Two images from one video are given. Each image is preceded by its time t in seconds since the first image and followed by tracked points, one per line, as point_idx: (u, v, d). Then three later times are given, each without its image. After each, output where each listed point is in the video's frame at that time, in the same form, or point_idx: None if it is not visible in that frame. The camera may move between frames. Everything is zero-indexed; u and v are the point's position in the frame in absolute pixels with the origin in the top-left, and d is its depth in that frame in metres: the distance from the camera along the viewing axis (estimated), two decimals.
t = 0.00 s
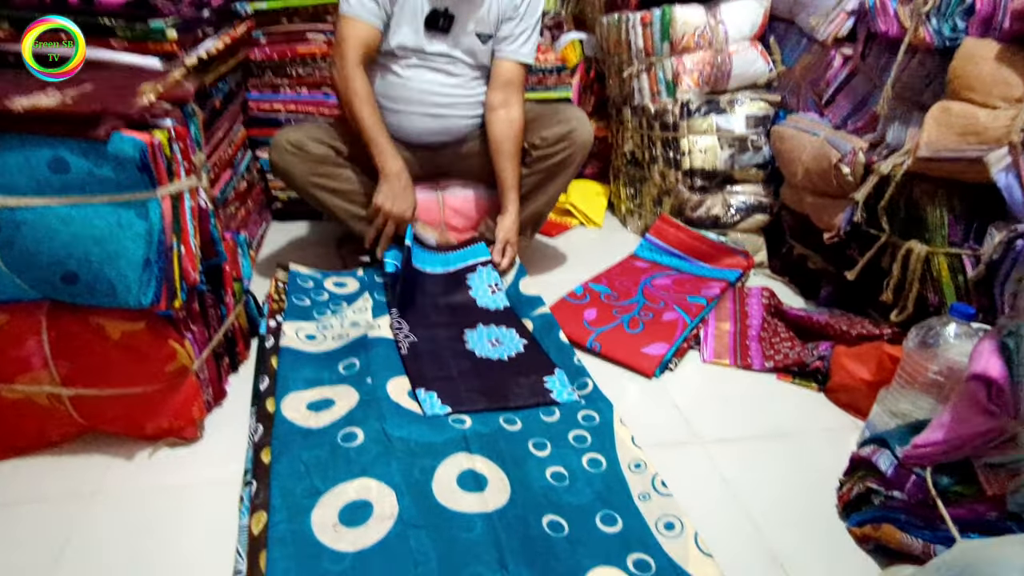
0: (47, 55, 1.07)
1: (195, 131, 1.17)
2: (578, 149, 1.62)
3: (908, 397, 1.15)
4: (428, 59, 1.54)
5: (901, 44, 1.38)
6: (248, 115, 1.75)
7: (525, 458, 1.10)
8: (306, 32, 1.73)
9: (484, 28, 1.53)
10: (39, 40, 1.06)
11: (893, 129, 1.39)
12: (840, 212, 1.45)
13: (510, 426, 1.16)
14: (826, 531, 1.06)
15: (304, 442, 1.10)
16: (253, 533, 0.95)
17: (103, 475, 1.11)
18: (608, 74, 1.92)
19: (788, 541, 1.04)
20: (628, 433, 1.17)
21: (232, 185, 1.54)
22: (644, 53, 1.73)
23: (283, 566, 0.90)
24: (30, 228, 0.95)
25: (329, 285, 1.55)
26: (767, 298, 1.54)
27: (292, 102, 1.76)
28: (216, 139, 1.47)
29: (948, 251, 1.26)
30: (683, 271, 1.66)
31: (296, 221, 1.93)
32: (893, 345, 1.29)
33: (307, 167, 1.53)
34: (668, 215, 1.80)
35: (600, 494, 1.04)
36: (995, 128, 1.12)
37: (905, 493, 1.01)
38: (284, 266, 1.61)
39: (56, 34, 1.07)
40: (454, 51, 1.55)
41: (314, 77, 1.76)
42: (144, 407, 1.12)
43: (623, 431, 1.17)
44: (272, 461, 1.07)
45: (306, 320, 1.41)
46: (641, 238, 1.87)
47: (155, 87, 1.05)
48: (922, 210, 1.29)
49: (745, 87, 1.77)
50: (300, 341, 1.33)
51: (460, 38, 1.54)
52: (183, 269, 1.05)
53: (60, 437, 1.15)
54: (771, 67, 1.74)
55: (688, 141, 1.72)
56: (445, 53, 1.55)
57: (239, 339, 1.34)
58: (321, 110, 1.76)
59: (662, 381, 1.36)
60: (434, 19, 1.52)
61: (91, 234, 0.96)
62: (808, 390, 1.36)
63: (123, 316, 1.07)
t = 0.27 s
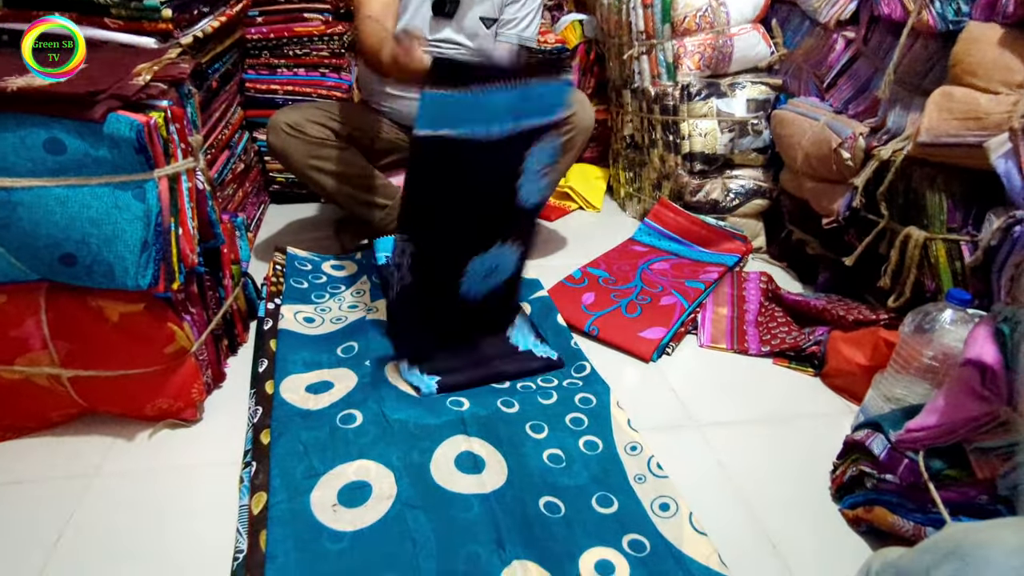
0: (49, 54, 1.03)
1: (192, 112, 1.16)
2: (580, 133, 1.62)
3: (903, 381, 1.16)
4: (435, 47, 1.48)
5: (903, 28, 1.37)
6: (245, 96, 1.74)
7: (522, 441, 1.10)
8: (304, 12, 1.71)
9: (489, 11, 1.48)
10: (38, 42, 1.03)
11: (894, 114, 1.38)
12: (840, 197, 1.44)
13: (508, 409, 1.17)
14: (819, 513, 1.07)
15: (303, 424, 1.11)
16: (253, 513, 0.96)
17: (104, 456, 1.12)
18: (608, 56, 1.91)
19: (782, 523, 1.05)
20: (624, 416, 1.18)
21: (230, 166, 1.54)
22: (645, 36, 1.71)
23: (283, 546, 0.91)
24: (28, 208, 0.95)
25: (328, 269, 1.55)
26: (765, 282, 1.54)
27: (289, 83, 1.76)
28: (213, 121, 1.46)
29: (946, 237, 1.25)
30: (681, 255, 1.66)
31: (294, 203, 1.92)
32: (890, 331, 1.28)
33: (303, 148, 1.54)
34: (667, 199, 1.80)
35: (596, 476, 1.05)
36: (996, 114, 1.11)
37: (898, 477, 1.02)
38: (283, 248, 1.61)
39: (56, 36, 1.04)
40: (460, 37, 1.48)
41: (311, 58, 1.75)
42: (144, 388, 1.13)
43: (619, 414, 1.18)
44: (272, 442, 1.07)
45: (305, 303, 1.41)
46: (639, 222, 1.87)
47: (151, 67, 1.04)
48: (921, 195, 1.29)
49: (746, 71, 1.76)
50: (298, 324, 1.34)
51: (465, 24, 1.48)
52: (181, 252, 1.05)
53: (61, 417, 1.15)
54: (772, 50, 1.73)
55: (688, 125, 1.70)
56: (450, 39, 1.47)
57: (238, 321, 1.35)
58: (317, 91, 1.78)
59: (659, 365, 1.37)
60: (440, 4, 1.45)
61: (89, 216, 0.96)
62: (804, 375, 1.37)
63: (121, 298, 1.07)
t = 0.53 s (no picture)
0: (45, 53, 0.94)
1: (186, 94, 1.15)
2: (578, 117, 1.60)
3: (901, 368, 1.16)
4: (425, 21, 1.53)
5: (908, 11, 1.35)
6: (242, 79, 1.73)
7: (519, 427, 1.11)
8: None
9: None
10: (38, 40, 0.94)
11: (897, 100, 1.37)
12: (841, 183, 1.44)
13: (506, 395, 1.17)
14: (815, 499, 1.08)
15: (300, 408, 1.11)
16: (251, 497, 0.96)
17: (100, 439, 1.12)
18: (609, 39, 1.89)
19: (777, 507, 1.05)
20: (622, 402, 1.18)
21: (226, 149, 1.53)
22: (646, 18, 1.69)
23: (280, 530, 0.91)
24: (19, 191, 0.93)
25: (325, 254, 1.54)
26: (765, 269, 1.53)
27: (286, 65, 1.73)
28: (209, 102, 1.45)
29: (948, 224, 1.24)
30: (680, 241, 1.66)
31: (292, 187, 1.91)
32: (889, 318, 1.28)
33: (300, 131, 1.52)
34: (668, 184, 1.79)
35: (592, 462, 1.05)
36: (1000, 99, 1.10)
37: (893, 463, 1.03)
38: (280, 233, 1.60)
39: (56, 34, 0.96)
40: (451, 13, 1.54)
41: (308, 40, 1.73)
42: (141, 372, 1.12)
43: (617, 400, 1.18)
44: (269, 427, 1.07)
45: (302, 288, 1.40)
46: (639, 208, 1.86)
47: (144, 48, 1.03)
48: (923, 181, 1.28)
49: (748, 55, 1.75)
50: (295, 308, 1.33)
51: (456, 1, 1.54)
52: (177, 235, 1.05)
53: (57, 401, 1.15)
54: (774, 34, 1.71)
55: (689, 110, 1.68)
56: (442, 14, 1.53)
57: (235, 306, 1.34)
58: (315, 74, 1.75)
59: (657, 351, 1.37)
60: None
61: (83, 199, 0.95)
62: (802, 362, 1.37)
63: (117, 282, 1.07)
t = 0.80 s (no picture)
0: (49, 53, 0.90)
1: (187, 69, 1.13)
2: (585, 93, 1.58)
3: (909, 352, 1.15)
4: None
5: None
6: (244, 54, 1.71)
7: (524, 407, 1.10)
8: None
9: None
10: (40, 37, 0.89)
11: (911, 78, 1.34)
12: (851, 164, 1.44)
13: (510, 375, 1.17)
14: (819, 480, 1.07)
15: (305, 387, 1.11)
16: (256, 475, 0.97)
17: (105, 416, 1.12)
18: (620, 15, 1.88)
19: (780, 488, 1.05)
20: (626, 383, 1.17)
21: (229, 126, 1.51)
22: None
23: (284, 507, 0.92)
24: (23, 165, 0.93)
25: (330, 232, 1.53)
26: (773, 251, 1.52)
27: (288, 40, 1.71)
28: (211, 78, 1.43)
29: (960, 206, 1.23)
30: (687, 222, 1.64)
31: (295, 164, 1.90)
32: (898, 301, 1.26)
33: (304, 109, 1.50)
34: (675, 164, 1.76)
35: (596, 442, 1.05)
36: (1018, 78, 1.08)
37: (900, 446, 1.02)
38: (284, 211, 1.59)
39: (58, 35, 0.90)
40: None
41: (311, 14, 1.70)
42: (146, 348, 1.12)
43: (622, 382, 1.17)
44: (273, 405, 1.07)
45: (305, 266, 1.40)
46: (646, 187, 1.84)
47: (144, 20, 1.01)
48: (935, 162, 1.26)
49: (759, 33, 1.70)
50: (299, 287, 1.33)
51: None
52: (180, 211, 1.04)
53: (61, 377, 1.15)
54: (787, 10, 1.66)
55: (698, 89, 1.65)
56: None
57: (238, 283, 1.34)
58: (318, 49, 1.72)
59: (662, 332, 1.36)
60: None
61: (84, 173, 0.95)
62: (808, 344, 1.35)
63: (119, 259, 1.05)
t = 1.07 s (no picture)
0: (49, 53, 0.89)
1: (189, 25, 1.09)
2: (600, 57, 1.53)
3: (932, 328, 1.12)
4: None
5: None
6: (249, 15, 1.66)
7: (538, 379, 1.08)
8: None
9: None
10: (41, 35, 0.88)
11: (942, 44, 1.29)
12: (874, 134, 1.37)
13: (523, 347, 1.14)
14: (836, 457, 1.05)
15: (313, 355, 1.08)
16: (262, 444, 0.93)
17: (108, 383, 1.10)
18: None
19: (797, 464, 1.03)
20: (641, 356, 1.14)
21: (234, 89, 1.47)
22: None
23: (292, 478, 0.90)
24: (18, 123, 0.89)
25: (337, 200, 1.49)
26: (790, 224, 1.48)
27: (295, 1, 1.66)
28: (215, 38, 1.39)
29: (990, 176, 1.21)
30: (702, 193, 1.60)
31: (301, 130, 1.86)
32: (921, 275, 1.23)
33: (309, 72, 1.45)
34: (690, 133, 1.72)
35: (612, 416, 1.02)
36: None
37: (923, 423, 0.99)
38: (290, 177, 1.55)
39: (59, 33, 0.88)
40: None
41: None
42: (151, 315, 1.10)
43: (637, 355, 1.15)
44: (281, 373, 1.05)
45: (312, 233, 1.36)
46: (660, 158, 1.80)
47: None
48: (968, 131, 1.23)
49: None
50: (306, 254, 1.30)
51: None
52: (182, 174, 1.00)
53: (64, 343, 1.13)
54: None
55: (717, 55, 1.60)
56: None
57: (244, 250, 1.31)
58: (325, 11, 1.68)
59: (677, 305, 1.33)
60: None
61: (83, 132, 0.91)
62: (826, 319, 1.32)
63: (122, 222, 1.03)
